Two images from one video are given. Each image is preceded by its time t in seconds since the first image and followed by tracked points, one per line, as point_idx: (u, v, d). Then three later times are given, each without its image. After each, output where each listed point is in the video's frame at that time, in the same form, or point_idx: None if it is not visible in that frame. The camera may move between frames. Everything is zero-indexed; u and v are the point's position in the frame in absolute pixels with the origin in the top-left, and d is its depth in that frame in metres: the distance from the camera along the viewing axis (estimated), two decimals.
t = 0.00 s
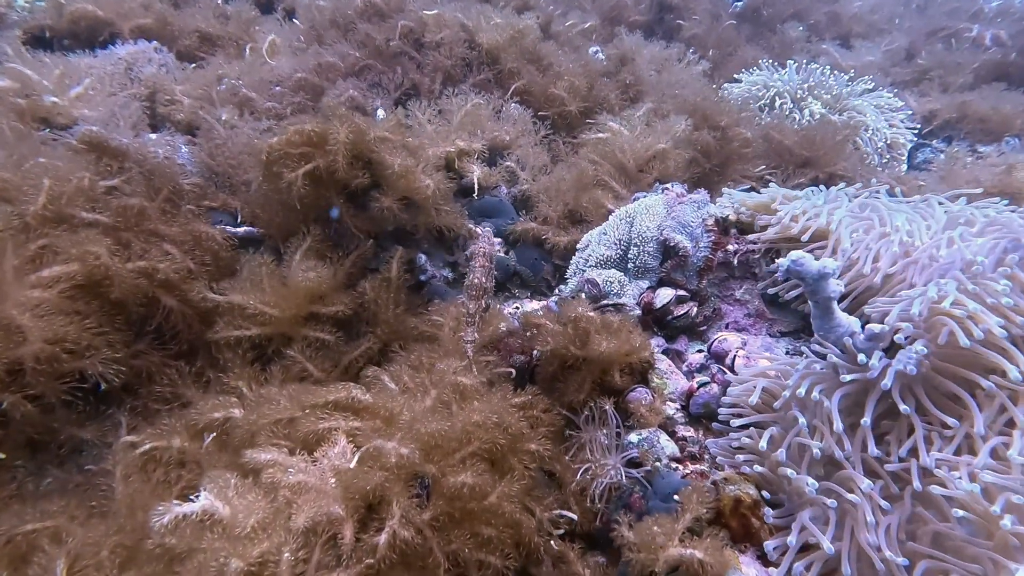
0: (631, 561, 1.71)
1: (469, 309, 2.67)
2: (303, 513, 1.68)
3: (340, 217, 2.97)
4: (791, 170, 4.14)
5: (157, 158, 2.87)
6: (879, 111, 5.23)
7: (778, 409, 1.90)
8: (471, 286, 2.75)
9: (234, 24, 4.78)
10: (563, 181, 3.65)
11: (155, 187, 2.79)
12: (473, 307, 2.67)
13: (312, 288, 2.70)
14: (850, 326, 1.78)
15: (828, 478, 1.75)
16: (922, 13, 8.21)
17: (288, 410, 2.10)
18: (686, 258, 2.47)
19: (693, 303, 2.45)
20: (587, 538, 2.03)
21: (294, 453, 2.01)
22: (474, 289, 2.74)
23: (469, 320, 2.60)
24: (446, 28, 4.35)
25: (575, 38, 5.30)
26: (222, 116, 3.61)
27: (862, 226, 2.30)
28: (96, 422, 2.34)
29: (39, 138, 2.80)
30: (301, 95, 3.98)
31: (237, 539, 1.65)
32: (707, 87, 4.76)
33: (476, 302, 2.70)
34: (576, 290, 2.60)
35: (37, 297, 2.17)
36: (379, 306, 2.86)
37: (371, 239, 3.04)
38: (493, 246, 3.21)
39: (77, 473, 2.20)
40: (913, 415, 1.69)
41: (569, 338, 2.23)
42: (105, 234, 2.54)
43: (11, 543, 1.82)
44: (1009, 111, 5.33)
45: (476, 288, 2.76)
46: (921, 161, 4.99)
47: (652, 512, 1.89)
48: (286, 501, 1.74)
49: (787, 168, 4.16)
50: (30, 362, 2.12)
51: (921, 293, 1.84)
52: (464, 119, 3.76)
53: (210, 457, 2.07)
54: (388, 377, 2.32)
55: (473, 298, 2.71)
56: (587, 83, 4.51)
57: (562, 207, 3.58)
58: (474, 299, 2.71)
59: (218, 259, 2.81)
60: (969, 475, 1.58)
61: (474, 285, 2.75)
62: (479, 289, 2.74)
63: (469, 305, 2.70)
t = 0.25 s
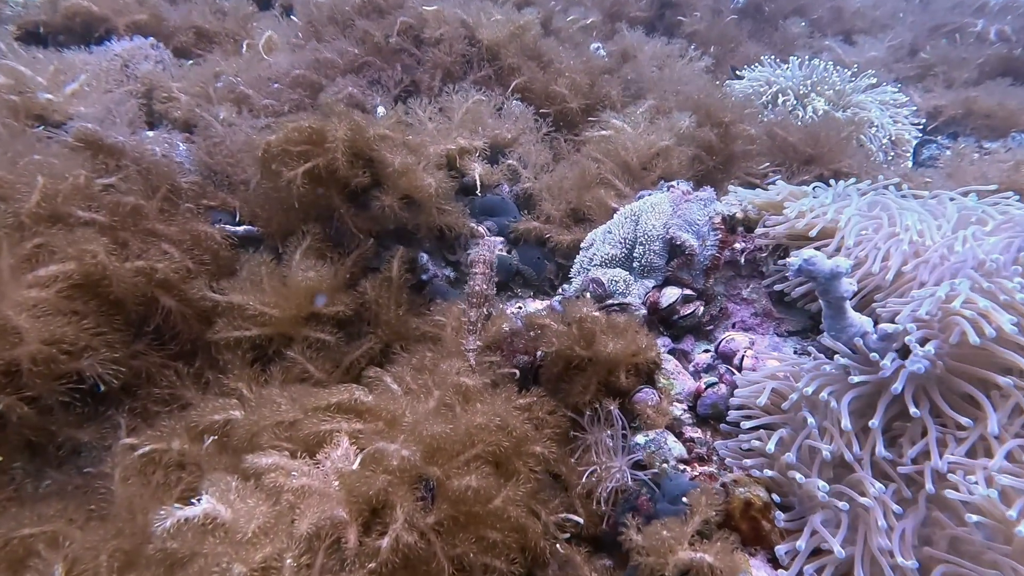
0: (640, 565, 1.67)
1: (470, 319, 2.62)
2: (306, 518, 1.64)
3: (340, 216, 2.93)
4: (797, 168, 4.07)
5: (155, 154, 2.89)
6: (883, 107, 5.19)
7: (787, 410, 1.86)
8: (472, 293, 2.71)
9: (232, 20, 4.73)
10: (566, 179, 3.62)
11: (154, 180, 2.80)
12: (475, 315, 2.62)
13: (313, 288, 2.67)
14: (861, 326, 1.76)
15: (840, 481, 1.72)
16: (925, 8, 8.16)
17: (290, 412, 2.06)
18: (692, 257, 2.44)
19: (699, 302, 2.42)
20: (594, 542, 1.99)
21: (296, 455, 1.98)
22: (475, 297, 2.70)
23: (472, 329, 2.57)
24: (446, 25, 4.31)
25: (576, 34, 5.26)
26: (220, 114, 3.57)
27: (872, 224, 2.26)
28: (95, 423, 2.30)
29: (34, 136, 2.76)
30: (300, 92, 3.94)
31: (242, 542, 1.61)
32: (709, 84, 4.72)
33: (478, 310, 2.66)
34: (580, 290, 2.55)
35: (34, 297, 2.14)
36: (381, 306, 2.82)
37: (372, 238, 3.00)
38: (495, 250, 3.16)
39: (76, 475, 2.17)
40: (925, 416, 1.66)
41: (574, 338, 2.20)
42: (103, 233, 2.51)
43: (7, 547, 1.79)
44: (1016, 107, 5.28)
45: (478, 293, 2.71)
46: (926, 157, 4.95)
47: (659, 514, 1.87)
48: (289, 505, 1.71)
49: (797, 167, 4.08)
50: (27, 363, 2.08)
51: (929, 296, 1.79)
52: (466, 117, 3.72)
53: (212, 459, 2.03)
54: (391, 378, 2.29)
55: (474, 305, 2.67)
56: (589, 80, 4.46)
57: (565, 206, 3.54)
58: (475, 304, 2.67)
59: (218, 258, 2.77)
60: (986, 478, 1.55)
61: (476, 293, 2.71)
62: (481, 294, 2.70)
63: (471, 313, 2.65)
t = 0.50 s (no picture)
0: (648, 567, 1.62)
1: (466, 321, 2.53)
2: (309, 522, 1.60)
3: (340, 213, 2.90)
4: (799, 163, 4.09)
5: (149, 151, 2.88)
6: (885, 103, 5.15)
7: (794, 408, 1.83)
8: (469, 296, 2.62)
9: (229, 15, 4.68)
10: (567, 176, 3.58)
11: (149, 177, 2.78)
12: (473, 319, 2.53)
13: (313, 286, 2.63)
14: (871, 325, 1.71)
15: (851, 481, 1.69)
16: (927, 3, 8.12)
17: (291, 412, 2.03)
18: (698, 253, 2.41)
19: (704, 299, 2.39)
20: (599, 542, 1.95)
21: (296, 456, 1.94)
22: (474, 300, 2.61)
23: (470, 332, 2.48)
24: (444, 20, 4.26)
25: (576, 29, 5.22)
26: (218, 110, 3.52)
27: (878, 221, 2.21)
28: (92, 423, 2.26)
29: (28, 132, 2.72)
30: (297, 89, 3.90)
31: (239, 543, 1.58)
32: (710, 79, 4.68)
33: (475, 313, 2.57)
34: (583, 288, 2.52)
35: (29, 296, 2.10)
36: (382, 306, 2.80)
37: (372, 235, 2.96)
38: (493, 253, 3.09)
39: (74, 476, 2.13)
40: (936, 416, 1.63)
41: (578, 337, 2.16)
42: (99, 231, 2.47)
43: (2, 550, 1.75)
44: (1019, 102, 5.25)
45: (476, 296, 2.63)
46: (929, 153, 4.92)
47: (666, 515, 1.83)
48: (292, 507, 1.68)
49: (798, 160, 4.11)
50: (21, 364, 2.04)
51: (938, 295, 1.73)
52: (466, 113, 3.68)
53: (210, 461, 1.98)
54: (393, 377, 2.26)
55: (470, 308, 2.58)
56: (589, 76, 4.42)
57: (567, 203, 3.50)
58: (474, 307, 2.58)
59: (216, 257, 2.74)
60: (999, 479, 1.52)
61: (474, 295, 2.62)
62: (480, 296, 2.63)
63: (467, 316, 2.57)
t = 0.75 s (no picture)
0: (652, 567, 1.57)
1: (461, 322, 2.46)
2: (311, 524, 1.57)
3: (338, 210, 2.86)
4: (801, 159, 4.03)
5: (143, 147, 2.82)
6: (888, 97, 5.12)
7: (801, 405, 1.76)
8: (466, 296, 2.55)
9: (225, 8, 4.63)
10: (568, 172, 3.55)
11: (144, 173, 2.73)
12: (471, 320, 2.46)
13: (311, 284, 2.60)
14: (880, 321, 1.65)
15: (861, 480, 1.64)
16: None
17: (291, 412, 2.00)
18: (702, 250, 2.37)
19: (708, 296, 2.36)
20: (603, 542, 1.91)
21: (296, 456, 1.91)
22: (472, 301, 2.53)
23: (466, 335, 2.41)
24: (442, 14, 4.22)
25: (576, 23, 5.17)
26: (214, 106, 3.48)
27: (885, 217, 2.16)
28: (89, 423, 2.23)
29: (21, 127, 2.68)
30: (294, 85, 3.86)
31: (238, 539, 1.54)
32: (711, 75, 4.65)
33: (469, 315, 2.49)
34: (586, 285, 2.48)
35: (23, 293, 2.08)
36: (382, 305, 2.77)
37: (371, 232, 2.93)
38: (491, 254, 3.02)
39: (70, 476, 2.10)
40: (945, 415, 1.59)
41: (581, 335, 2.13)
42: (93, 229, 2.43)
43: None
44: None
45: (473, 297, 2.56)
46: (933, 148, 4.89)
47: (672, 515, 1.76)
48: (293, 507, 1.64)
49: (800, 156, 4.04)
50: (14, 362, 2.02)
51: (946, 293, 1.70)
52: (465, 109, 3.65)
53: (207, 463, 1.95)
54: (393, 376, 2.23)
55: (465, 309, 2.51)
56: (589, 72, 4.38)
57: (568, 200, 3.47)
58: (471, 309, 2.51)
59: (212, 254, 2.70)
60: (1011, 479, 1.47)
61: (471, 296, 2.55)
62: (478, 297, 2.56)
63: (462, 317, 2.49)
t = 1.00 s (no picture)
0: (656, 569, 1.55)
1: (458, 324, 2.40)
2: (312, 527, 1.54)
3: (334, 206, 2.82)
4: (801, 151, 4.05)
5: (136, 140, 2.74)
6: (886, 89, 5.09)
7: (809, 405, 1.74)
8: (465, 297, 2.49)
9: None
10: (565, 166, 3.52)
11: (137, 169, 2.68)
12: (468, 322, 2.40)
13: (307, 282, 2.57)
14: (888, 318, 1.62)
15: (868, 480, 1.62)
16: None
17: (292, 412, 1.97)
18: (702, 245, 2.33)
19: (710, 292, 2.33)
20: (604, 541, 1.88)
21: (294, 457, 1.88)
22: (469, 303, 2.46)
23: (464, 336, 2.36)
24: (437, 5, 4.16)
25: (572, 14, 5.11)
26: (207, 100, 3.42)
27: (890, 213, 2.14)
28: (86, 422, 2.20)
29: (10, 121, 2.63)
30: (287, 79, 3.81)
31: (237, 544, 1.51)
32: (709, 66, 4.61)
33: (467, 317, 2.42)
34: (586, 281, 2.46)
35: (18, 291, 2.05)
36: (377, 302, 2.73)
37: (368, 228, 2.89)
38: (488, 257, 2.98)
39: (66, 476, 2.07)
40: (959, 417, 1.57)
41: (582, 332, 2.11)
42: (86, 226, 2.39)
43: None
44: None
45: (471, 296, 2.50)
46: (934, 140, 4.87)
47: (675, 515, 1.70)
48: (294, 509, 1.61)
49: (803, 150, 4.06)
50: (10, 361, 1.99)
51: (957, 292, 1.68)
52: (461, 102, 3.61)
53: (205, 465, 1.92)
54: (391, 375, 2.20)
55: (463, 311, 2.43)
56: (586, 64, 4.34)
57: (566, 195, 3.44)
58: (470, 310, 2.44)
59: (206, 251, 2.66)
60: None
61: (468, 297, 2.49)
62: (475, 297, 2.50)
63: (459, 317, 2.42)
